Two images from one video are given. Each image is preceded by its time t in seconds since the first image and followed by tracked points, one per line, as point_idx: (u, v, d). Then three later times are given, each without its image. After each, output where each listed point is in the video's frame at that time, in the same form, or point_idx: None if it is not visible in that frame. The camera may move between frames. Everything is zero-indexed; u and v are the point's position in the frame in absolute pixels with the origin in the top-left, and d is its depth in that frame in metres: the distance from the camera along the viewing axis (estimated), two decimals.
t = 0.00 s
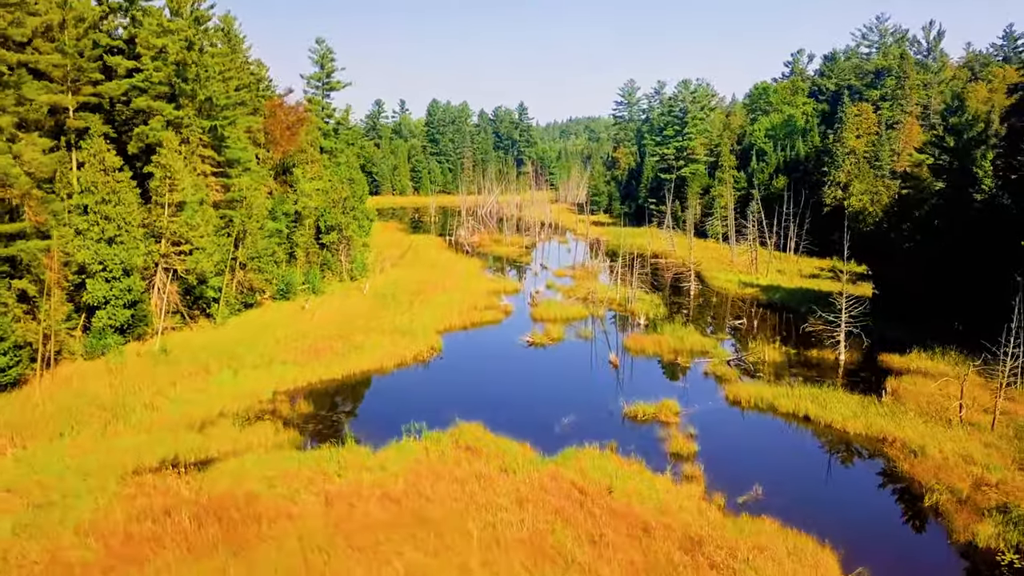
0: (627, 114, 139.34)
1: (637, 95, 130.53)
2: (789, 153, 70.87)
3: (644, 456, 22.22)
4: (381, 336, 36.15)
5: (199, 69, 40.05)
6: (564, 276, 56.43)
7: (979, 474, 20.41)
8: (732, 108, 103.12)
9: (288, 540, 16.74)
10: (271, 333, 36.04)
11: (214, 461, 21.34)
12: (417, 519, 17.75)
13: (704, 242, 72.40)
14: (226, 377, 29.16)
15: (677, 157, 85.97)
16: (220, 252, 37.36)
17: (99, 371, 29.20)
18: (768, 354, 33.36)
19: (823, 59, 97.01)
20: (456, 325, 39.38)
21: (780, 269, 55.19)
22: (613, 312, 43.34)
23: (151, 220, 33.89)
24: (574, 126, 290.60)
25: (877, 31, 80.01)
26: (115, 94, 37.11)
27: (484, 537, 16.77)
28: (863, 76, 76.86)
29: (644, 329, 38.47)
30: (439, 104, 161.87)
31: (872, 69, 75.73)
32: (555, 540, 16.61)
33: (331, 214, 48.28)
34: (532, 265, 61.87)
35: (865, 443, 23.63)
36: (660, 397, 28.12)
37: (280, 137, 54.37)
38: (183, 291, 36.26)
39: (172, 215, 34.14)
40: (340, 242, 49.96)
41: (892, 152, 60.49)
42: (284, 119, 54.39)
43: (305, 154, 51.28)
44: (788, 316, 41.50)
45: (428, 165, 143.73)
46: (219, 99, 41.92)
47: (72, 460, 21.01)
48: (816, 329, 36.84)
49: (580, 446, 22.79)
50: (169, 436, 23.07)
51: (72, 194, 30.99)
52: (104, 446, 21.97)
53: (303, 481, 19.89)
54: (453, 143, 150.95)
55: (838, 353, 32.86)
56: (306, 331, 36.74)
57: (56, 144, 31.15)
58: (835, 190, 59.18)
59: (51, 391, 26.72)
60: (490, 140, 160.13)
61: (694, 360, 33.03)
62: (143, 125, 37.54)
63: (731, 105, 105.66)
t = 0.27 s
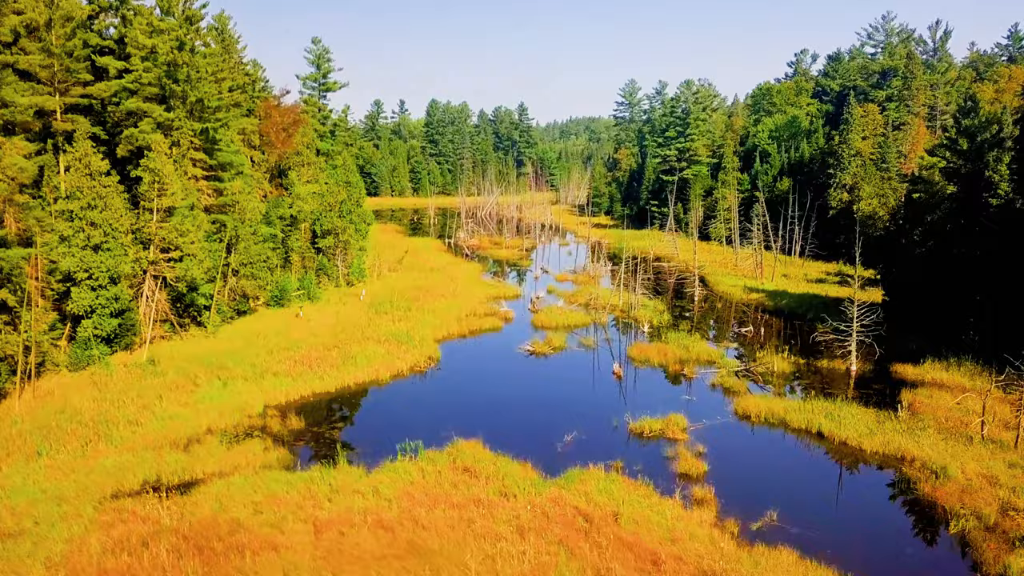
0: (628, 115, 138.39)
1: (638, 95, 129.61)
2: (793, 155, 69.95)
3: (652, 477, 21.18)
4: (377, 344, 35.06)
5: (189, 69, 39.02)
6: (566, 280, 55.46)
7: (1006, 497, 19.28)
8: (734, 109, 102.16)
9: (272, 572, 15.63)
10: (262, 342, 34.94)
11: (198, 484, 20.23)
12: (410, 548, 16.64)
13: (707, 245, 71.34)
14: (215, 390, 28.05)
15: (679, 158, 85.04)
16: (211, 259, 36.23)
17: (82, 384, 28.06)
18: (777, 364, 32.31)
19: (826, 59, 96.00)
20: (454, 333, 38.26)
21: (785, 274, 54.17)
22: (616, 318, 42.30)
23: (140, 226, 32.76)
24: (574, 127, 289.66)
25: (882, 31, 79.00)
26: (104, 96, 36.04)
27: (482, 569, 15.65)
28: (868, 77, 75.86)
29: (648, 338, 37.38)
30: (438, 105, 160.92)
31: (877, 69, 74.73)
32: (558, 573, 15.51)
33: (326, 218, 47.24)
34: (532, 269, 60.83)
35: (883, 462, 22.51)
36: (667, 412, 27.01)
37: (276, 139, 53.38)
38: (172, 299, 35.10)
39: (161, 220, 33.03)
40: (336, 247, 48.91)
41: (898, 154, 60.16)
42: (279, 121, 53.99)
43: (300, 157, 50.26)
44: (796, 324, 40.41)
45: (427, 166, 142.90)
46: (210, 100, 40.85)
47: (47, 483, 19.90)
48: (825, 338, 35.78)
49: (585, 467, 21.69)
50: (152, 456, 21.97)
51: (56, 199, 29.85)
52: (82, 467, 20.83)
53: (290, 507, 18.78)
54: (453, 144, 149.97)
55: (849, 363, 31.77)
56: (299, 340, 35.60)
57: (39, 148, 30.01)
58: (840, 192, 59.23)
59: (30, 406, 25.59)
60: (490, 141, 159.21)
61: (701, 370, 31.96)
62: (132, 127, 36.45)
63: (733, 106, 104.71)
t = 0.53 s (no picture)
0: (629, 116, 137.10)
1: (640, 96, 128.35)
2: (799, 157, 68.75)
3: (661, 506, 19.87)
4: (372, 355, 33.75)
5: (179, 70, 37.74)
6: (567, 285, 54.28)
7: None
8: (738, 109, 100.92)
9: None
10: (252, 354, 33.65)
11: (176, 514, 18.91)
12: None
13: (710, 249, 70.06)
14: (201, 406, 26.75)
15: (682, 160, 83.82)
16: (200, 267, 34.93)
17: (62, 401, 26.73)
18: (787, 378, 31.05)
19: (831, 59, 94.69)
20: (452, 343, 36.96)
21: (791, 280, 52.92)
22: (619, 326, 41.08)
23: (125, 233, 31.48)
24: (575, 127, 288.40)
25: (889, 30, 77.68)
26: (90, 97, 34.75)
27: None
28: (874, 78, 74.53)
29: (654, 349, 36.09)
30: (438, 105, 159.61)
31: (884, 69, 73.39)
32: None
33: (321, 223, 45.94)
34: (533, 273, 59.58)
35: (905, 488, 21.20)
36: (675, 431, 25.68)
37: (270, 142, 52.14)
38: (159, 309, 33.76)
39: (147, 228, 31.76)
40: (332, 252, 47.62)
41: (906, 156, 58.93)
42: (274, 122, 52.79)
43: (295, 160, 49.03)
44: (806, 334, 39.14)
45: (426, 167, 141.71)
46: (201, 101, 39.57)
47: (15, 513, 18.58)
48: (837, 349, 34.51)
49: (590, 493, 20.46)
50: (130, 481, 20.66)
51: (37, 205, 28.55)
52: (54, 495, 19.51)
53: (275, 541, 17.46)
54: (452, 144, 148.66)
55: (863, 377, 30.51)
56: (291, 351, 34.31)
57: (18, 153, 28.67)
58: (847, 196, 58.29)
59: (5, 424, 24.27)
60: (490, 142, 157.91)
61: (710, 384, 30.65)
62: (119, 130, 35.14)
63: (736, 107, 103.47)
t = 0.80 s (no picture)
0: (630, 117, 136.26)
1: (641, 97, 127.47)
2: (803, 158, 67.77)
3: (670, 532, 18.75)
4: (367, 365, 32.65)
5: (169, 71, 36.68)
6: (569, 290, 53.36)
7: None
8: (740, 110, 99.99)
9: None
10: (244, 364, 32.56)
11: (156, 544, 17.78)
12: None
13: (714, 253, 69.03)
14: (188, 422, 25.64)
15: (684, 161, 82.86)
16: (190, 274, 33.79)
17: (42, 416, 25.58)
18: (797, 390, 29.99)
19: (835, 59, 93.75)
20: (450, 352, 35.88)
21: (797, 285, 51.92)
22: (623, 334, 40.03)
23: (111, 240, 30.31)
24: (575, 128, 287.93)
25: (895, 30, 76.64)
26: (77, 98, 33.70)
27: None
28: (879, 78, 73.58)
29: (658, 359, 35.00)
30: (437, 105, 158.69)
31: (890, 70, 72.35)
32: None
33: (316, 227, 44.85)
34: (534, 278, 58.56)
35: (926, 512, 20.08)
36: (683, 449, 24.53)
37: (264, 144, 51.12)
38: (146, 319, 32.64)
39: (133, 235, 30.63)
40: (327, 258, 46.55)
41: (913, 159, 57.65)
42: (269, 124, 51.84)
43: (290, 163, 48.01)
44: (815, 343, 38.07)
45: (426, 168, 140.72)
46: (193, 103, 38.50)
47: None
48: (849, 360, 33.41)
49: (596, 518, 19.31)
50: (109, 506, 19.54)
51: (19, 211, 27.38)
52: (26, 523, 18.38)
53: (259, 573, 16.33)
54: (452, 145, 147.75)
55: (877, 389, 29.44)
56: (284, 361, 33.22)
57: None
58: (854, 198, 57.56)
59: None
60: (490, 143, 157.03)
61: (717, 397, 29.55)
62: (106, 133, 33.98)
63: (739, 108, 102.55)
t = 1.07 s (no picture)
0: (631, 117, 135.26)
1: (642, 97, 126.49)
2: (808, 160, 66.74)
3: (680, 563, 17.62)
4: (363, 376, 31.56)
5: (158, 71, 35.60)
6: (571, 295, 52.36)
7: None
8: (743, 111, 98.95)
9: None
10: (235, 375, 31.46)
11: None
12: None
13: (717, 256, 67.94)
14: (174, 438, 24.54)
15: (686, 163, 81.81)
16: (180, 282, 32.74)
17: (21, 432, 24.45)
18: (808, 402, 28.92)
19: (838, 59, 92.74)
20: (449, 362, 34.77)
21: (803, 290, 50.88)
22: (626, 341, 39.01)
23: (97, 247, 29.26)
24: (575, 128, 286.86)
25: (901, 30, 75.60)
26: (62, 100, 32.61)
27: None
28: (885, 79, 72.55)
29: (663, 369, 33.88)
30: (437, 106, 157.61)
31: (895, 70, 71.31)
32: None
33: (312, 232, 43.75)
34: (535, 283, 57.49)
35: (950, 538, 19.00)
36: (691, 468, 23.38)
37: (259, 147, 50.05)
38: (134, 328, 31.53)
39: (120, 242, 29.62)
40: (323, 263, 45.46)
41: (920, 161, 56.49)
42: (264, 126, 50.78)
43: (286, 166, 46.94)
44: (824, 352, 36.98)
45: (425, 170, 139.59)
46: (183, 104, 37.38)
47: None
48: (861, 371, 32.32)
49: (600, 546, 18.23)
50: (86, 533, 18.42)
51: None
52: None
53: None
54: (452, 146, 146.70)
55: (891, 403, 28.36)
56: (276, 372, 32.12)
57: None
58: (860, 201, 56.64)
59: None
60: (490, 143, 156.05)
61: (725, 410, 28.41)
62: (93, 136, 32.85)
63: (741, 108, 101.52)
